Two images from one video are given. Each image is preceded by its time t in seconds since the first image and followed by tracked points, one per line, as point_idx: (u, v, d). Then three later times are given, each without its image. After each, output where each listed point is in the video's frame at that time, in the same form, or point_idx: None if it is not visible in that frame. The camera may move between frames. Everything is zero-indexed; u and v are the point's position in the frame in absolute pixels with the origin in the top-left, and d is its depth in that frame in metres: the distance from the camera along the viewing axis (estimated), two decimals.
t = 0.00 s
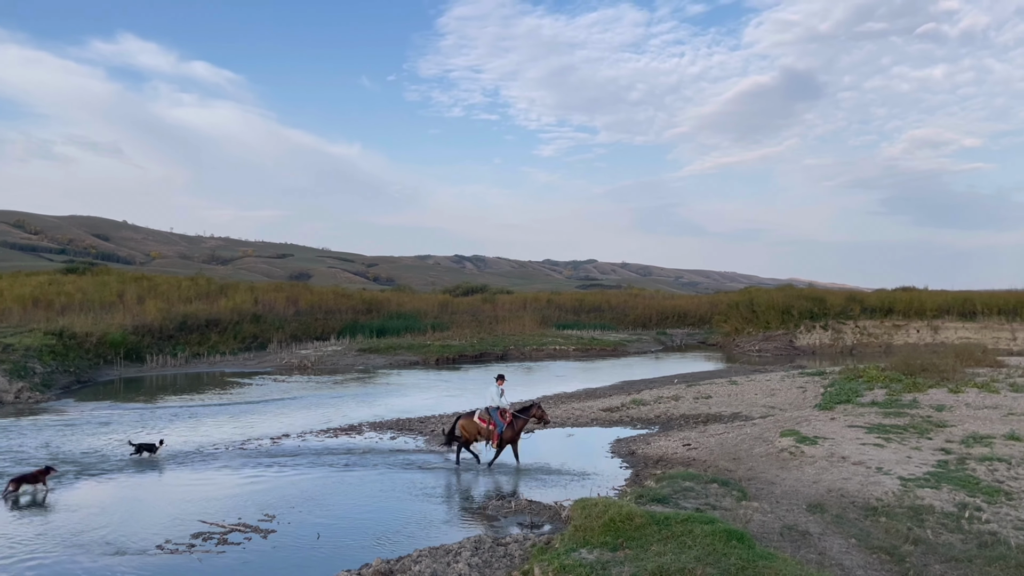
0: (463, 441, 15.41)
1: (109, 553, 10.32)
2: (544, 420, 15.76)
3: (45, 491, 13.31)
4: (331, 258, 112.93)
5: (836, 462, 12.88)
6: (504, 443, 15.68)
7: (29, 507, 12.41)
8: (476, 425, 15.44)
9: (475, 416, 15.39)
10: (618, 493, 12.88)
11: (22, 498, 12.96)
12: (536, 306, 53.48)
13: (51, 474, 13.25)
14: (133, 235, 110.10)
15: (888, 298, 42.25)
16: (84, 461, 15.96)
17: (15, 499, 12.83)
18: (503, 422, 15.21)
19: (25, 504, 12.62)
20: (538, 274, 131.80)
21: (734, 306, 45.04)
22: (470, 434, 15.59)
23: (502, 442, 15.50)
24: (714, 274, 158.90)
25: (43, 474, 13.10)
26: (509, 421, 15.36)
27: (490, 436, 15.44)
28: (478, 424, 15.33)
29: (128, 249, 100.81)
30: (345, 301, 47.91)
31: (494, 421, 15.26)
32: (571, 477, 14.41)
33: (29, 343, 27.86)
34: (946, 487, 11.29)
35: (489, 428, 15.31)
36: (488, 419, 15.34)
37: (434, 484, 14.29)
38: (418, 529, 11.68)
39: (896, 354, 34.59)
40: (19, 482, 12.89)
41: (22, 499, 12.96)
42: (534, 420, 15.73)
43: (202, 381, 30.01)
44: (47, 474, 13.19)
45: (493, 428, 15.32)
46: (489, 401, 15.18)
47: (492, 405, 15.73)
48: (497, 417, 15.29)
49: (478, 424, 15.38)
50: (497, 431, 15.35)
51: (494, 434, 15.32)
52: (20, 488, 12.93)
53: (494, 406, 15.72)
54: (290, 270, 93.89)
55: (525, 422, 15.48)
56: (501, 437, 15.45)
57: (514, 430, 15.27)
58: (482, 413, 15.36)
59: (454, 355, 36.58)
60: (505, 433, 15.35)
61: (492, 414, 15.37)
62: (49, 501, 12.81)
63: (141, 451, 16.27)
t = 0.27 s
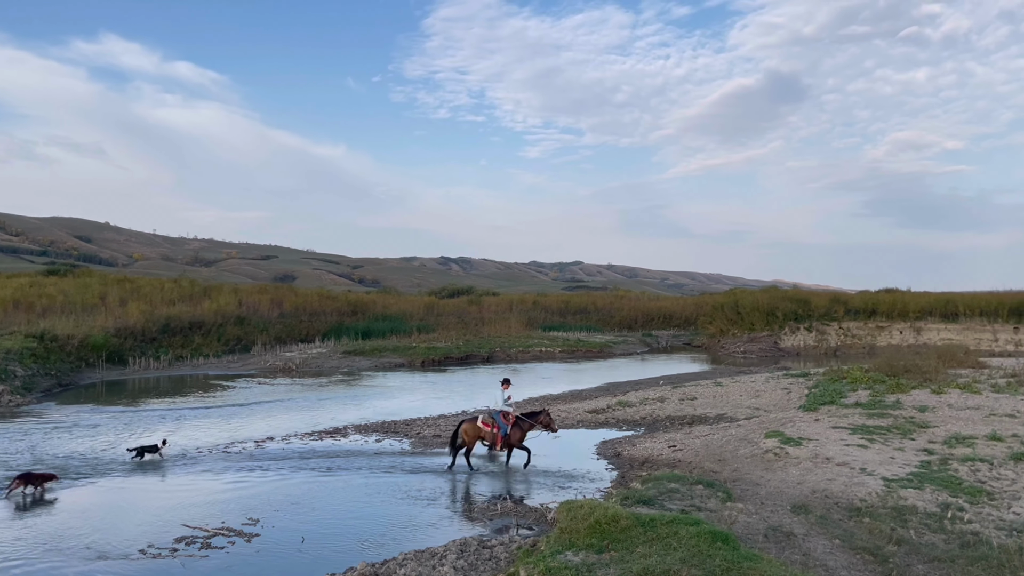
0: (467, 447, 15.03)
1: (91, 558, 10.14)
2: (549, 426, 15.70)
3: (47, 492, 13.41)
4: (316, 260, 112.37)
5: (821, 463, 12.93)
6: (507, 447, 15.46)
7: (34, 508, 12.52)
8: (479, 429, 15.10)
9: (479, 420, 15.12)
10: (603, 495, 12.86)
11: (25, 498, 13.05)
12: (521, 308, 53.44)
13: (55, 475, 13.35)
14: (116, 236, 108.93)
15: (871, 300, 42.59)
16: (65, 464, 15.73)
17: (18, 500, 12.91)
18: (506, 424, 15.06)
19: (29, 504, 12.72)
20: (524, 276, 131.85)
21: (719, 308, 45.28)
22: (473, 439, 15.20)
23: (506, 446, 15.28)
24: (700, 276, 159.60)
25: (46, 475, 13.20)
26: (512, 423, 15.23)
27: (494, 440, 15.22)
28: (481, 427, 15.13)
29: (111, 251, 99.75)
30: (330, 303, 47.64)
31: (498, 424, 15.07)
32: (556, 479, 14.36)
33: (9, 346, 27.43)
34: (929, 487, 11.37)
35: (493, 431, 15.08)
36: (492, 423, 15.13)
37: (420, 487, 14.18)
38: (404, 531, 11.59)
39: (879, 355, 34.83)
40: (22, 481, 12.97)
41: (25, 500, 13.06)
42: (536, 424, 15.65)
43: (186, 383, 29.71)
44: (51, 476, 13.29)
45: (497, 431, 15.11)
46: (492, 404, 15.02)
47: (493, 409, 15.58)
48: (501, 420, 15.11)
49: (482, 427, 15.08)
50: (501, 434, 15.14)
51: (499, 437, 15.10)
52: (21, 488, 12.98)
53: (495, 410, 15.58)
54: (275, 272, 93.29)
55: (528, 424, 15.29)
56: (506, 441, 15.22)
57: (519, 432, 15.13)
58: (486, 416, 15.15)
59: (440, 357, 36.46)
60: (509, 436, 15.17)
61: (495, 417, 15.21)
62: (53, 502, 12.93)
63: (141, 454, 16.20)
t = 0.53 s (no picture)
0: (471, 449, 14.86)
1: (69, 563, 9.95)
2: (549, 422, 15.36)
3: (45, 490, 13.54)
4: (300, 262, 111.65)
5: (804, 464, 12.97)
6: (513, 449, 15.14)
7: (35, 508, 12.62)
8: (482, 431, 14.90)
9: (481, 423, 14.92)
10: (588, 497, 12.81)
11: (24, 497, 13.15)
12: (506, 310, 53.40)
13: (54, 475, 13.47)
14: (96, 238, 107.61)
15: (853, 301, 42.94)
16: (43, 468, 15.46)
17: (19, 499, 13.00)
18: (511, 427, 14.71)
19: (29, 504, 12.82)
20: (509, 278, 131.84)
21: (702, 310, 45.49)
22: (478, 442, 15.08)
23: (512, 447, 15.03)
24: (683, 278, 160.31)
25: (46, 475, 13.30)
26: (517, 425, 14.88)
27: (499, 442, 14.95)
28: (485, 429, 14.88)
29: (92, 253, 98.50)
30: (314, 305, 47.31)
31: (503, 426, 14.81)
32: (542, 480, 14.30)
33: None
34: (910, 487, 11.43)
35: (497, 433, 14.82)
36: (495, 425, 14.87)
37: (403, 490, 14.07)
38: (388, 534, 11.48)
39: (861, 356, 35.11)
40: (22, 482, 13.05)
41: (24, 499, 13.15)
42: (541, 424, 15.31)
43: (167, 386, 29.36)
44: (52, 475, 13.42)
45: (501, 433, 14.82)
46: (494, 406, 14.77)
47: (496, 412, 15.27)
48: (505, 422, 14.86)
49: (485, 430, 14.90)
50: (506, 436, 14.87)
51: (503, 439, 14.80)
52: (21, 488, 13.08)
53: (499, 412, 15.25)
54: (258, 274, 92.61)
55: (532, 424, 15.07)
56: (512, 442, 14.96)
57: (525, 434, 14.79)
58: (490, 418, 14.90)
59: (424, 359, 36.31)
60: (515, 438, 14.83)
61: (499, 419, 14.90)
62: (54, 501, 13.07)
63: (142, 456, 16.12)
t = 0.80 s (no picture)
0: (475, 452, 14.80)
1: (47, 567, 9.80)
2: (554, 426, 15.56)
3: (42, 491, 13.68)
4: (282, 263, 110.93)
5: (784, 463, 13.06)
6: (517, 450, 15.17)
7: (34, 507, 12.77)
8: (485, 436, 14.83)
9: (484, 427, 14.82)
10: (571, 497, 12.83)
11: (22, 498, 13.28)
12: (490, 311, 53.39)
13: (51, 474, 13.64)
14: (75, 238, 106.23)
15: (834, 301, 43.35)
16: (21, 471, 15.22)
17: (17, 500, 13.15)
18: (515, 431, 14.66)
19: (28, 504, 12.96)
20: (493, 278, 131.81)
21: (685, 310, 45.73)
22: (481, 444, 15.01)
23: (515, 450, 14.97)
24: (666, 278, 161.09)
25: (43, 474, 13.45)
26: (520, 429, 14.84)
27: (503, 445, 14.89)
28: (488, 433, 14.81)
29: (71, 253, 97.21)
30: (296, 306, 46.98)
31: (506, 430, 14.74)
32: (525, 481, 14.29)
33: None
34: (889, 486, 11.54)
35: (500, 438, 14.78)
36: (498, 430, 14.79)
37: (386, 491, 13.99)
38: (371, 536, 11.41)
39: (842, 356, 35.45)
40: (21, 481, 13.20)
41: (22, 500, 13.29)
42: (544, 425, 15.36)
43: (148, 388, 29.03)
44: (49, 474, 13.55)
45: (505, 438, 14.78)
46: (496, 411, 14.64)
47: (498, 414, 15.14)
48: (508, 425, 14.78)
49: (488, 435, 14.82)
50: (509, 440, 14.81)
51: (507, 444, 14.78)
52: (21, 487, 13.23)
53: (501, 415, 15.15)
54: (240, 274, 91.86)
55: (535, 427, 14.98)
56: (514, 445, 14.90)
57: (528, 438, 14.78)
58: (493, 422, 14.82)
59: (408, 360, 36.18)
60: (518, 442, 14.82)
61: (502, 424, 14.80)
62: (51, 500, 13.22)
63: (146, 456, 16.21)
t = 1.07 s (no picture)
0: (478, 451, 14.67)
1: (24, 571, 9.63)
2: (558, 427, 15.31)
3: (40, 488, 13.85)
4: (264, 263, 110.07)
5: (765, 461, 13.15)
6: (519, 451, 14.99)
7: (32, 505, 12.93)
8: (488, 434, 14.69)
9: (488, 425, 14.70)
10: (553, 496, 12.82)
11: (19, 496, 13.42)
12: (473, 310, 53.31)
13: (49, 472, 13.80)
14: (52, 238, 104.70)
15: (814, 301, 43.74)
16: None
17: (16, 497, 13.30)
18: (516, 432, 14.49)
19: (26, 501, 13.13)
20: (476, 278, 131.66)
21: (667, 310, 45.94)
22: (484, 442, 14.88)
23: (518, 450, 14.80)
24: (648, 278, 161.84)
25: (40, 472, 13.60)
26: (523, 430, 14.66)
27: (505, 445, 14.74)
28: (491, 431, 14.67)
29: (48, 254, 95.78)
30: (278, 306, 46.60)
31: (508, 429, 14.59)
32: (507, 481, 14.26)
33: None
34: (869, 483, 11.64)
35: (501, 437, 14.62)
36: (500, 428, 14.64)
37: (368, 492, 13.90)
38: (353, 537, 11.32)
39: (821, 355, 35.77)
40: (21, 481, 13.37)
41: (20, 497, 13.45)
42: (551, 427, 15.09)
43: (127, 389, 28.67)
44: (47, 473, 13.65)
45: (506, 437, 14.63)
46: (499, 410, 14.47)
47: (503, 413, 14.99)
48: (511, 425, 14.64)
49: (490, 432, 14.68)
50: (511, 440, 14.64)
51: (508, 443, 14.63)
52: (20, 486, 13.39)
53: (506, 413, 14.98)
54: (221, 274, 91.01)
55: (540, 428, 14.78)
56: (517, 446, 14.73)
57: (529, 440, 14.59)
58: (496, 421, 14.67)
59: (390, 360, 36.01)
60: (519, 442, 14.65)
61: (505, 423, 14.63)
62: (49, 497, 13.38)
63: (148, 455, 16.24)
